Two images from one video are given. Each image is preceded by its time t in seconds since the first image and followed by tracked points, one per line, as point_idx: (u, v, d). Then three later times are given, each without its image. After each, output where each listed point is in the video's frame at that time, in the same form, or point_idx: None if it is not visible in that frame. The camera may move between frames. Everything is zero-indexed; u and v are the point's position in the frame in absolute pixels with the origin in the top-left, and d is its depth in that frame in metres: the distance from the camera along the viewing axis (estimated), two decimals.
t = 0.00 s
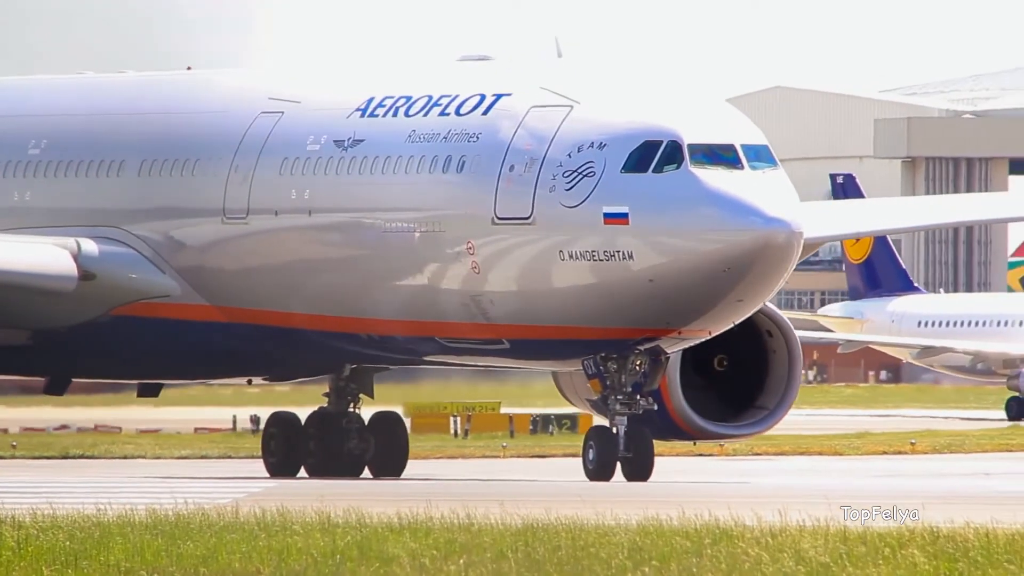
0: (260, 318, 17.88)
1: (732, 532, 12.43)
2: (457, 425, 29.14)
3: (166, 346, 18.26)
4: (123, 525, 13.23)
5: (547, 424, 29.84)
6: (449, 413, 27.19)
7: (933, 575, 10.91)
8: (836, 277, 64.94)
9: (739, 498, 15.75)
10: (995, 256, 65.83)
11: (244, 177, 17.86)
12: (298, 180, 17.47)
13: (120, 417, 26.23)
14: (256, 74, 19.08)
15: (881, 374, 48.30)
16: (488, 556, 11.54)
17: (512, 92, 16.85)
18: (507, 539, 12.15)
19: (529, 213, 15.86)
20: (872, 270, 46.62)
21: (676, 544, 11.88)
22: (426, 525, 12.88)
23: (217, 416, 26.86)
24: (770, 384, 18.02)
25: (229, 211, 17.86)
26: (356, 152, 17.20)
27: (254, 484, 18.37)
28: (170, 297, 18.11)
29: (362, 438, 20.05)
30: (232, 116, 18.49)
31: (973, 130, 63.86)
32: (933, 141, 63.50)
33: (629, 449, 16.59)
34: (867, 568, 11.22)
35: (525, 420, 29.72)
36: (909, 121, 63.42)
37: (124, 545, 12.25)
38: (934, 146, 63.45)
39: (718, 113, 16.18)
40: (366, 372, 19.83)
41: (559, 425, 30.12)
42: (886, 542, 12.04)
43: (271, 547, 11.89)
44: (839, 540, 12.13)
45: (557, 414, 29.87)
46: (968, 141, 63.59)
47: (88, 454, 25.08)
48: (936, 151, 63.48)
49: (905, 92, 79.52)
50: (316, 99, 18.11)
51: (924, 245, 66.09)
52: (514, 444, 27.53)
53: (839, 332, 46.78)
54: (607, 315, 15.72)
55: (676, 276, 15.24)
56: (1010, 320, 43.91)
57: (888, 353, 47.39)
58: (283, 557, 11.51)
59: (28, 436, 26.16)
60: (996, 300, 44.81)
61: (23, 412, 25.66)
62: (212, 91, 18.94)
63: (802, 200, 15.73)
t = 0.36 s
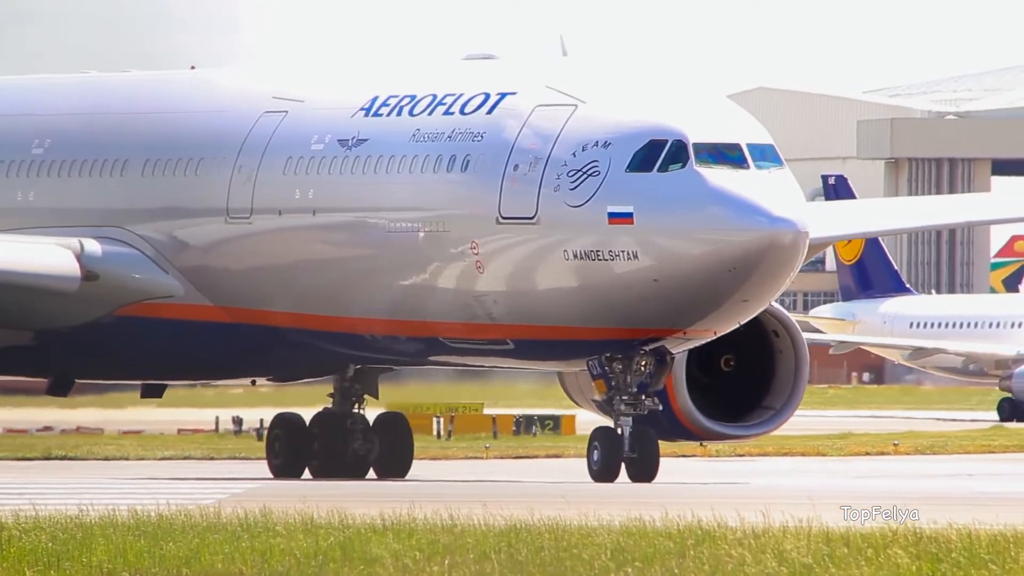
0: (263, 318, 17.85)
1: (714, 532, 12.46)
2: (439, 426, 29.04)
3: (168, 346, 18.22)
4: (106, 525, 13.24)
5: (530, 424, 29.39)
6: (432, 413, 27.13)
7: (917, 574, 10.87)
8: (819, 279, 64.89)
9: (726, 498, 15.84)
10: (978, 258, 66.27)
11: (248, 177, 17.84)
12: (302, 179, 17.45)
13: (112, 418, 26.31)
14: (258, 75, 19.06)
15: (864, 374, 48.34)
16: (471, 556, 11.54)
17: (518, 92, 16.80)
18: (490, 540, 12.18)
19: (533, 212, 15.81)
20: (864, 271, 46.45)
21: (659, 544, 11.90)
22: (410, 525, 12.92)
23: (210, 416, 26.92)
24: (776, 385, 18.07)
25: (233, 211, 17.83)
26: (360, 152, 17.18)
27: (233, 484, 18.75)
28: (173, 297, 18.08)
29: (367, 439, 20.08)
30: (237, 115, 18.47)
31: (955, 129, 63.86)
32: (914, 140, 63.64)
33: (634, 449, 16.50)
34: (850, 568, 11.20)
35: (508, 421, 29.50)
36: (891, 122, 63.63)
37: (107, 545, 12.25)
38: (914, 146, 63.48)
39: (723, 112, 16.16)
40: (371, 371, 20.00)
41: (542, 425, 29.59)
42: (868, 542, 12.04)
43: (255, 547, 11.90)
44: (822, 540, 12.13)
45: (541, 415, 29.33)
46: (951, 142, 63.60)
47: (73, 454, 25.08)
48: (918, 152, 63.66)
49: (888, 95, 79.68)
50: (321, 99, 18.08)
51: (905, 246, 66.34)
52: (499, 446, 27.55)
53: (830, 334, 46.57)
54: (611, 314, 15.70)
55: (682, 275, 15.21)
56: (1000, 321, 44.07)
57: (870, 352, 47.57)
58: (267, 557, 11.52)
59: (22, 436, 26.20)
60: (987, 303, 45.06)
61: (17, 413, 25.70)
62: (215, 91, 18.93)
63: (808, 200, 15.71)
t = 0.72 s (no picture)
0: (264, 316, 17.74)
1: (696, 533, 12.36)
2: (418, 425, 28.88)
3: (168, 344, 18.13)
4: (86, 525, 13.11)
5: (511, 424, 29.63)
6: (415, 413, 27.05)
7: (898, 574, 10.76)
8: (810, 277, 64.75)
9: (716, 497, 15.74)
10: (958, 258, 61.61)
11: (252, 175, 17.75)
12: (306, 177, 17.36)
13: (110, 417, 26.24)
14: (261, 73, 18.96)
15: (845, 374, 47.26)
16: (452, 556, 11.43)
17: (522, 89, 16.69)
18: (471, 540, 12.07)
19: (537, 210, 15.69)
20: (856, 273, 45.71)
21: (641, 544, 11.79)
22: (391, 525, 12.82)
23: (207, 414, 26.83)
24: (783, 385, 17.95)
25: (236, 209, 17.73)
26: (364, 149, 17.08)
27: (213, 485, 18.60)
28: (176, 296, 18.00)
29: (371, 439, 20.02)
30: (242, 112, 18.38)
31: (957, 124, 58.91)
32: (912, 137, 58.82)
33: (638, 449, 16.30)
34: (832, 567, 11.09)
35: (488, 420, 29.60)
36: (875, 120, 58.79)
37: (87, 545, 12.12)
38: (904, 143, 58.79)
39: (727, 110, 16.04)
40: (376, 370, 19.97)
41: (523, 424, 29.82)
42: (850, 543, 11.91)
43: (235, 547, 11.80)
44: (805, 540, 12.02)
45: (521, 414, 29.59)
46: (940, 140, 58.80)
47: (55, 454, 24.91)
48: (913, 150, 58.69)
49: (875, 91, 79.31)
50: (324, 97, 17.97)
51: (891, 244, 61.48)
52: (474, 446, 27.29)
53: (822, 333, 45.95)
54: (616, 313, 15.60)
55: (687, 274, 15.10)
56: (995, 319, 43.96)
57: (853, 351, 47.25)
58: (247, 557, 11.42)
59: (21, 434, 26.12)
60: (973, 301, 44.97)
61: (16, 410, 25.61)
62: (217, 90, 18.82)
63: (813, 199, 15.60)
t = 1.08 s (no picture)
0: (258, 317, 17.69)
1: (672, 532, 12.38)
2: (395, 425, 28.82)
3: (161, 344, 18.07)
4: (62, 525, 13.09)
5: (488, 424, 29.42)
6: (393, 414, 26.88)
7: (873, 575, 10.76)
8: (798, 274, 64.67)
9: (699, 498, 15.73)
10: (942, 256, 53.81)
11: (248, 174, 17.68)
12: (301, 177, 17.29)
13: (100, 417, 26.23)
14: (258, 73, 18.87)
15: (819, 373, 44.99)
16: (428, 556, 11.45)
17: (519, 88, 16.62)
18: (448, 539, 12.10)
19: (534, 209, 15.63)
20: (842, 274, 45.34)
21: (617, 544, 11.81)
22: (369, 524, 12.86)
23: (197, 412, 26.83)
24: (780, 385, 17.89)
25: (232, 209, 17.67)
26: (360, 148, 17.02)
27: (189, 483, 18.76)
28: (172, 295, 17.94)
29: (368, 439, 19.95)
30: (237, 110, 18.31)
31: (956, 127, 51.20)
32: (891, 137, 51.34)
33: (636, 450, 16.27)
34: (808, 566, 11.11)
35: (464, 420, 29.36)
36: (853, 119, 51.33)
37: (64, 545, 12.11)
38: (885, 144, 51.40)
39: (724, 109, 15.96)
40: (373, 369, 19.97)
41: (499, 424, 29.54)
42: (826, 542, 11.90)
43: (212, 547, 11.84)
44: (780, 540, 12.03)
45: (498, 414, 29.36)
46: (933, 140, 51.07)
47: (30, 454, 24.87)
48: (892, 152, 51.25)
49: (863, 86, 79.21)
50: (319, 96, 17.90)
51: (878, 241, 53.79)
52: (455, 446, 27.29)
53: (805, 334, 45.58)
54: (612, 314, 15.53)
55: (685, 274, 15.03)
56: (980, 319, 43.92)
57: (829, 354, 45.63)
58: (224, 558, 11.46)
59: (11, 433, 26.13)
60: (949, 301, 44.95)
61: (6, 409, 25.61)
62: (211, 89, 18.75)
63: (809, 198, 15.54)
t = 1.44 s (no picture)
0: (243, 316, 17.60)
1: (636, 532, 12.31)
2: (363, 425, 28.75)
3: (145, 343, 17.96)
4: (21, 525, 12.95)
5: (451, 424, 29.32)
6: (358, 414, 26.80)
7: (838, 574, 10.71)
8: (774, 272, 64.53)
9: (671, 497, 15.65)
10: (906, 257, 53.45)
11: (233, 172, 17.57)
12: (287, 174, 17.18)
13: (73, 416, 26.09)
14: (247, 69, 18.73)
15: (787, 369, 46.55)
16: (391, 556, 11.38)
17: (506, 86, 16.50)
18: (411, 539, 12.03)
19: (521, 207, 15.53)
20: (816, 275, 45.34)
21: (582, 544, 11.76)
22: (333, 524, 12.79)
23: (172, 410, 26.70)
24: (768, 384, 17.78)
25: (217, 206, 17.55)
26: (345, 146, 16.90)
27: (154, 483, 18.69)
28: (156, 293, 17.85)
29: (352, 439, 19.84)
30: (222, 108, 18.19)
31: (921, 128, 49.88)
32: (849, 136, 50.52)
33: (623, 449, 16.11)
34: (772, 566, 11.07)
35: (428, 421, 29.27)
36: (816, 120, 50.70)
37: (25, 545, 11.99)
38: (847, 144, 50.65)
39: (710, 107, 15.86)
40: (357, 369, 19.87)
41: (463, 425, 29.46)
42: (790, 542, 11.85)
43: (175, 547, 11.75)
44: (744, 540, 11.97)
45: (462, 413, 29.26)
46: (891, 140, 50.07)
47: None
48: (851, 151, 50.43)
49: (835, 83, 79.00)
50: (304, 93, 17.79)
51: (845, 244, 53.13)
52: (419, 446, 27.16)
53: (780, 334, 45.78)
54: (599, 312, 15.43)
55: (672, 272, 14.94)
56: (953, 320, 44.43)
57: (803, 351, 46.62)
58: (186, 557, 11.41)
59: None
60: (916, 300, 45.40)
61: None
62: (193, 87, 18.62)
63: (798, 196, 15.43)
